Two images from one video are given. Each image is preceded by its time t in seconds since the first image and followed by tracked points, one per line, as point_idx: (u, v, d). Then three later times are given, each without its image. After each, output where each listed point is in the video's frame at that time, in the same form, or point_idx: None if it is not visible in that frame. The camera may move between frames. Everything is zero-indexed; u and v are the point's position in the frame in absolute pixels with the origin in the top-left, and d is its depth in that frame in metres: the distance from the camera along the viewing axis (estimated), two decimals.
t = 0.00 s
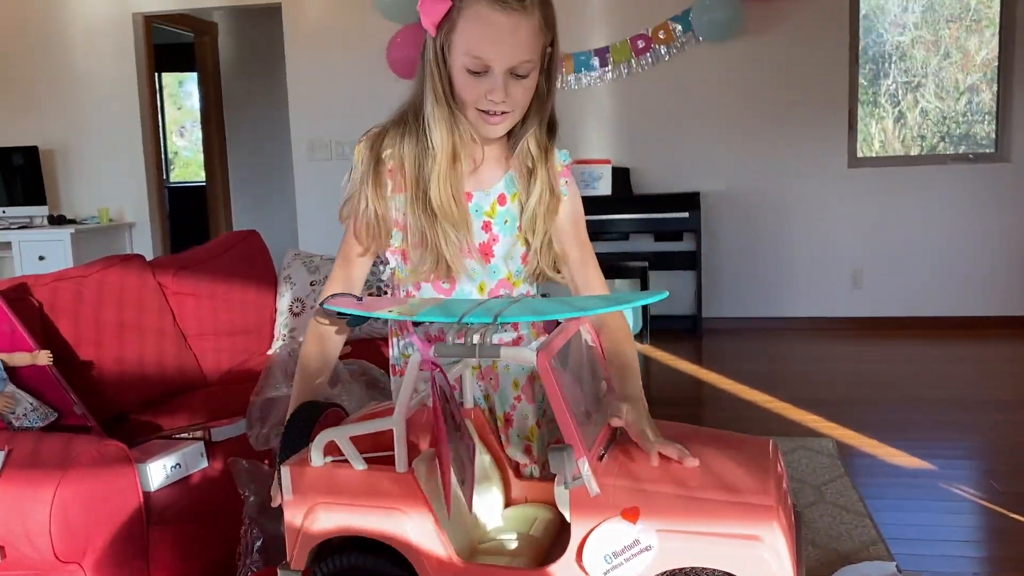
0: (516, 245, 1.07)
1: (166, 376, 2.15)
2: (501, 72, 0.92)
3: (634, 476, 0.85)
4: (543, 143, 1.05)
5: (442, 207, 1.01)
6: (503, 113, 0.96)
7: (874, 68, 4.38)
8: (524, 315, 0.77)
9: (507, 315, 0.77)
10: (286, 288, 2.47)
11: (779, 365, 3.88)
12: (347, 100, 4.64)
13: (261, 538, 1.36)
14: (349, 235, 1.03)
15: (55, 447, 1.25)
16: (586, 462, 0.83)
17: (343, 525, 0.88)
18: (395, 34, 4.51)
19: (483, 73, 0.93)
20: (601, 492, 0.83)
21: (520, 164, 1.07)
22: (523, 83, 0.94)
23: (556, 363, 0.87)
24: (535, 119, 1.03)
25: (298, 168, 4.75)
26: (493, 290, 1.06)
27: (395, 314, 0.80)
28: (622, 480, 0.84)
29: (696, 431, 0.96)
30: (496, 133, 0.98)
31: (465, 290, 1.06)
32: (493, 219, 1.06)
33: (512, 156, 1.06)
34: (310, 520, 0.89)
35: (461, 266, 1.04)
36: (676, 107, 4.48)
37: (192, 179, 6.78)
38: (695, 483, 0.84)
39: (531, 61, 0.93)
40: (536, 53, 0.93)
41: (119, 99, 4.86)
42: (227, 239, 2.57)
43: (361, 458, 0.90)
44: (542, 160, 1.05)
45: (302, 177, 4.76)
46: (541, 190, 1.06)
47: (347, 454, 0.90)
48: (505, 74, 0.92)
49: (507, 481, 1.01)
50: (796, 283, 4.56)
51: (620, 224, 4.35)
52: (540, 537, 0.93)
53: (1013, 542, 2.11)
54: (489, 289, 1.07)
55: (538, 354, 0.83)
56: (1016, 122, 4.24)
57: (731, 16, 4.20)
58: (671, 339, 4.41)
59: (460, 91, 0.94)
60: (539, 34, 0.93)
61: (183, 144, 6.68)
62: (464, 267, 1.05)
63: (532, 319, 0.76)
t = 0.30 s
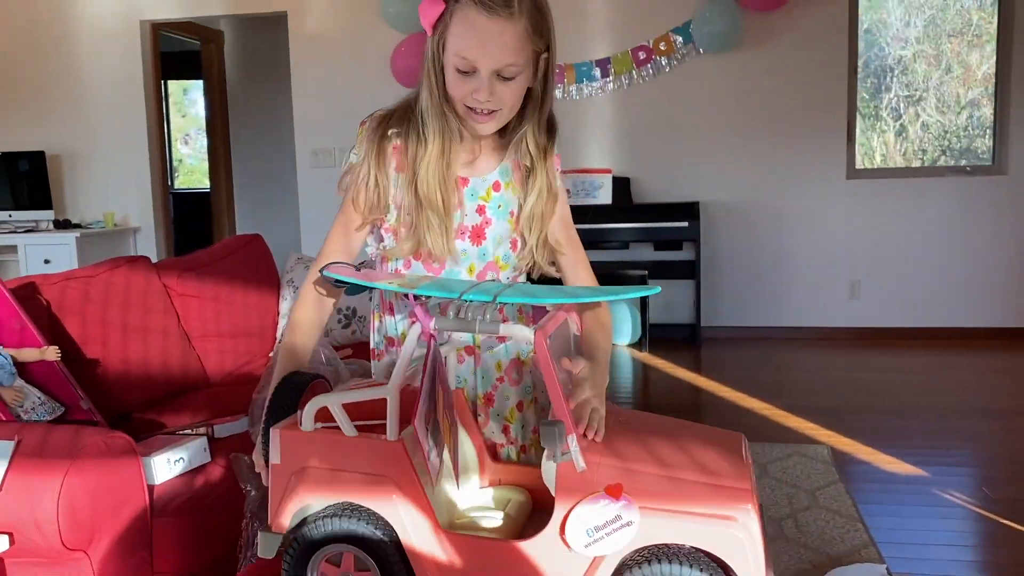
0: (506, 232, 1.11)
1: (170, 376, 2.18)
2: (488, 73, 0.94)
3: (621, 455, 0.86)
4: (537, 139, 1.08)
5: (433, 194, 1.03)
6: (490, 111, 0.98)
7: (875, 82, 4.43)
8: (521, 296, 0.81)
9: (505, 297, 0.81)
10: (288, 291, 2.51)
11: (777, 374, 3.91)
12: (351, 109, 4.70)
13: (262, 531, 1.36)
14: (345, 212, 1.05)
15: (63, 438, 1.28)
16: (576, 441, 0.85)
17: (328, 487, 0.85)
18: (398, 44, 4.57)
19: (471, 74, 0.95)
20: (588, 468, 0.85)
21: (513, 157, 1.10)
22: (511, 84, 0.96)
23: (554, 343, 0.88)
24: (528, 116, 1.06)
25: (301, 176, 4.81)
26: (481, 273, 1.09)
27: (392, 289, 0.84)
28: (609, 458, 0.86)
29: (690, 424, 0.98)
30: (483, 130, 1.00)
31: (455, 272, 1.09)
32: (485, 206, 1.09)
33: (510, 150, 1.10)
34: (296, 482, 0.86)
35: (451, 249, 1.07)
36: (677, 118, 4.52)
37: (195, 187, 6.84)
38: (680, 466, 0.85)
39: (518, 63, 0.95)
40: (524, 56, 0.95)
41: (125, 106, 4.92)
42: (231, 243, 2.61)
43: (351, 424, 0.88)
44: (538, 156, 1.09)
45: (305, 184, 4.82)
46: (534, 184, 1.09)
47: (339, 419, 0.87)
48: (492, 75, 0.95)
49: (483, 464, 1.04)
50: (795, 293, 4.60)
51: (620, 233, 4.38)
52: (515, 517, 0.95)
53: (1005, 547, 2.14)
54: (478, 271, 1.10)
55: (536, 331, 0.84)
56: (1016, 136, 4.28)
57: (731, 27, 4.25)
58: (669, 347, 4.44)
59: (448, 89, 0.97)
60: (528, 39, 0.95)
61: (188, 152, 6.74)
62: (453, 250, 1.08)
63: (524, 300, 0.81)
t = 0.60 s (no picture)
0: (490, 219, 1.18)
1: (178, 365, 2.20)
2: (458, 56, 1.04)
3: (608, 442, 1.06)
4: (507, 126, 1.17)
5: (417, 180, 1.11)
6: (464, 93, 1.07)
7: (881, 82, 4.45)
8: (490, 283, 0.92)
9: (472, 283, 0.92)
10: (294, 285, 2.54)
11: (778, 370, 3.94)
12: (357, 106, 4.73)
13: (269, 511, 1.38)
14: (330, 206, 1.12)
15: (75, 418, 1.31)
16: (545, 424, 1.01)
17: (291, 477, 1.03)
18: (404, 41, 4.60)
19: (443, 57, 1.04)
20: (555, 449, 1.02)
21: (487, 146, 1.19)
22: (480, 66, 1.06)
23: (519, 329, 1.04)
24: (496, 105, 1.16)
25: (307, 172, 4.84)
26: (471, 262, 1.16)
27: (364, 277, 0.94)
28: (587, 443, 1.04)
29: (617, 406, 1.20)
30: (458, 113, 1.09)
31: (445, 261, 1.16)
32: (467, 195, 1.17)
33: (483, 139, 1.19)
34: (260, 471, 1.04)
35: (440, 237, 1.15)
36: (680, 115, 4.55)
37: (201, 184, 6.89)
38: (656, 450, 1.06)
39: (484, 45, 1.05)
40: (489, 39, 1.05)
41: (133, 102, 4.96)
42: (237, 237, 2.64)
43: (316, 414, 1.06)
44: (512, 143, 1.18)
45: (311, 180, 4.85)
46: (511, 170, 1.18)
47: (303, 410, 1.05)
48: (462, 58, 1.04)
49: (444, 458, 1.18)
50: (796, 291, 4.63)
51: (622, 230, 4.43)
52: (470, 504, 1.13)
53: (1000, 538, 2.16)
54: (468, 261, 1.17)
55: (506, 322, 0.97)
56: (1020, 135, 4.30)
57: (734, 26, 4.27)
58: (671, 344, 4.48)
59: (422, 75, 1.06)
60: (491, 24, 1.05)
61: (193, 149, 6.79)
62: (443, 239, 1.15)
63: (486, 288, 0.92)
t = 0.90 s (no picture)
0: (480, 204, 1.31)
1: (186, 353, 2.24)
2: (417, 58, 1.17)
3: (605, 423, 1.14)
4: (483, 108, 1.28)
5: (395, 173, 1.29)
6: (434, 88, 1.21)
7: (886, 73, 4.47)
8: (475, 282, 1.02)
9: (458, 282, 1.01)
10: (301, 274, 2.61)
11: (779, 360, 3.98)
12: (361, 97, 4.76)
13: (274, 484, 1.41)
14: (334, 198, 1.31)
15: (90, 403, 1.35)
16: (541, 414, 1.10)
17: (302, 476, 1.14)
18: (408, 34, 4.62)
19: (405, 60, 1.18)
20: (552, 434, 1.11)
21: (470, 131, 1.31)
22: (442, 62, 1.19)
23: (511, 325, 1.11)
24: (469, 87, 1.27)
25: (312, 164, 4.88)
26: (465, 246, 1.32)
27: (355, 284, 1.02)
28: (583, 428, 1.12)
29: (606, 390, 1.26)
30: (433, 109, 1.23)
31: (444, 248, 1.33)
32: (460, 181, 1.31)
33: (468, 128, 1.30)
34: (274, 474, 1.15)
35: (433, 226, 1.32)
36: (683, 107, 4.57)
37: (206, 176, 6.93)
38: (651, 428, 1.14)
39: (441, 43, 1.18)
40: (445, 36, 1.18)
41: (140, 94, 5.00)
42: (244, 228, 2.68)
43: (321, 420, 1.17)
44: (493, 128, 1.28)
45: (315, 172, 4.89)
46: (489, 148, 1.28)
47: (310, 417, 1.16)
48: (420, 59, 1.18)
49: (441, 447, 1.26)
50: (798, 282, 4.65)
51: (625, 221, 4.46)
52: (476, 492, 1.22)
53: (996, 524, 2.20)
54: (463, 246, 1.33)
55: (494, 316, 1.05)
56: None
57: (738, 18, 4.28)
58: (674, 335, 4.51)
59: (392, 79, 1.20)
60: (443, 21, 1.17)
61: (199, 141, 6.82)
62: (438, 227, 1.32)
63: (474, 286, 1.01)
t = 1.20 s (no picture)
0: (495, 198, 1.35)
1: (194, 346, 2.28)
2: (435, 48, 1.25)
3: (598, 415, 1.17)
4: (504, 105, 1.33)
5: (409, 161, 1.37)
6: (451, 80, 1.28)
7: (890, 65, 4.46)
8: (474, 274, 1.06)
9: (459, 275, 1.06)
10: (305, 267, 2.64)
11: (780, 352, 4.01)
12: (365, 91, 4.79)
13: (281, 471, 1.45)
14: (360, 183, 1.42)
15: (101, 394, 1.39)
16: (538, 404, 1.13)
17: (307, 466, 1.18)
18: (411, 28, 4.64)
19: (424, 52, 1.26)
20: (549, 425, 1.14)
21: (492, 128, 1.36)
22: (460, 55, 1.27)
23: (509, 316, 1.16)
24: (490, 83, 1.33)
25: (315, 158, 4.92)
26: (477, 239, 1.36)
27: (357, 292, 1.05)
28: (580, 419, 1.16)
29: (602, 382, 1.30)
30: (451, 101, 1.30)
31: (456, 241, 1.37)
32: (477, 177, 1.36)
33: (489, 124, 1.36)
34: (280, 466, 1.18)
35: (447, 218, 1.36)
36: (686, 100, 4.59)
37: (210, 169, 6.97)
38: (644, 418, 1.17)
39: (456, 35, 1.25)
40: (462, 29, 1.25)
41: (145, 89, 5.03)
42: (249, 222, 2.72)
43: (326, 412, 1.20)
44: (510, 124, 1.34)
45: (319, 166, 4.93)
46: (506, 145, 1.34)
47: (314, 409, 1.20)
48: (439, 50, 1.25)
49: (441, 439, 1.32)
50: (799, 275, 4.68)
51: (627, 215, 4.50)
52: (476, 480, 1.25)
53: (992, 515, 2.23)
54: (474, 241, 1.37)
55: (493, 308, 1.09)
56: None
57: (740, 12, 4.29)
58: (675, 327, 4.55)
59: (413, 70, 1.29)
60: (462, 15, 1.25)
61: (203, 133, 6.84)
62: (452, 220, 1.37)
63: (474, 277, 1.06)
